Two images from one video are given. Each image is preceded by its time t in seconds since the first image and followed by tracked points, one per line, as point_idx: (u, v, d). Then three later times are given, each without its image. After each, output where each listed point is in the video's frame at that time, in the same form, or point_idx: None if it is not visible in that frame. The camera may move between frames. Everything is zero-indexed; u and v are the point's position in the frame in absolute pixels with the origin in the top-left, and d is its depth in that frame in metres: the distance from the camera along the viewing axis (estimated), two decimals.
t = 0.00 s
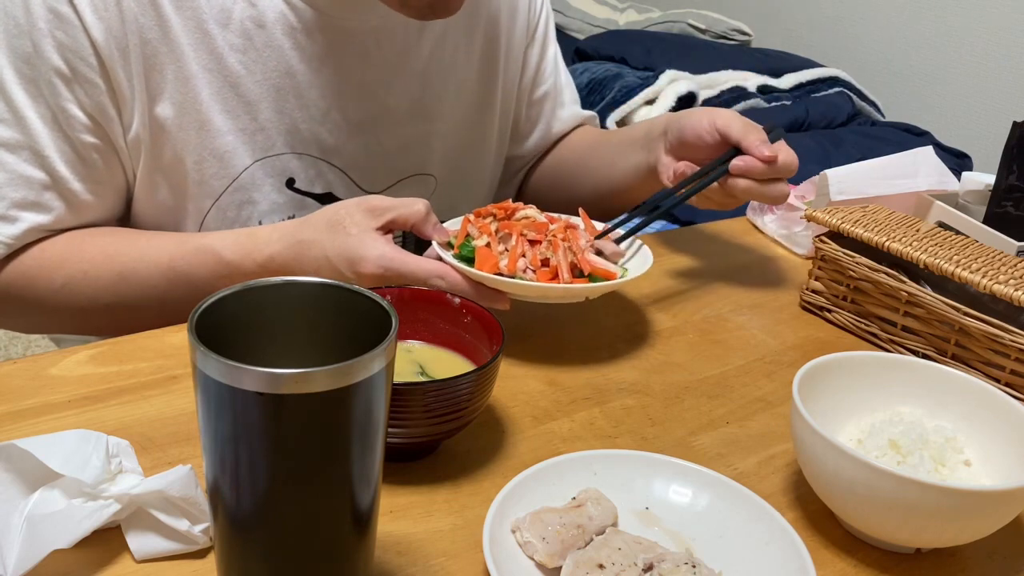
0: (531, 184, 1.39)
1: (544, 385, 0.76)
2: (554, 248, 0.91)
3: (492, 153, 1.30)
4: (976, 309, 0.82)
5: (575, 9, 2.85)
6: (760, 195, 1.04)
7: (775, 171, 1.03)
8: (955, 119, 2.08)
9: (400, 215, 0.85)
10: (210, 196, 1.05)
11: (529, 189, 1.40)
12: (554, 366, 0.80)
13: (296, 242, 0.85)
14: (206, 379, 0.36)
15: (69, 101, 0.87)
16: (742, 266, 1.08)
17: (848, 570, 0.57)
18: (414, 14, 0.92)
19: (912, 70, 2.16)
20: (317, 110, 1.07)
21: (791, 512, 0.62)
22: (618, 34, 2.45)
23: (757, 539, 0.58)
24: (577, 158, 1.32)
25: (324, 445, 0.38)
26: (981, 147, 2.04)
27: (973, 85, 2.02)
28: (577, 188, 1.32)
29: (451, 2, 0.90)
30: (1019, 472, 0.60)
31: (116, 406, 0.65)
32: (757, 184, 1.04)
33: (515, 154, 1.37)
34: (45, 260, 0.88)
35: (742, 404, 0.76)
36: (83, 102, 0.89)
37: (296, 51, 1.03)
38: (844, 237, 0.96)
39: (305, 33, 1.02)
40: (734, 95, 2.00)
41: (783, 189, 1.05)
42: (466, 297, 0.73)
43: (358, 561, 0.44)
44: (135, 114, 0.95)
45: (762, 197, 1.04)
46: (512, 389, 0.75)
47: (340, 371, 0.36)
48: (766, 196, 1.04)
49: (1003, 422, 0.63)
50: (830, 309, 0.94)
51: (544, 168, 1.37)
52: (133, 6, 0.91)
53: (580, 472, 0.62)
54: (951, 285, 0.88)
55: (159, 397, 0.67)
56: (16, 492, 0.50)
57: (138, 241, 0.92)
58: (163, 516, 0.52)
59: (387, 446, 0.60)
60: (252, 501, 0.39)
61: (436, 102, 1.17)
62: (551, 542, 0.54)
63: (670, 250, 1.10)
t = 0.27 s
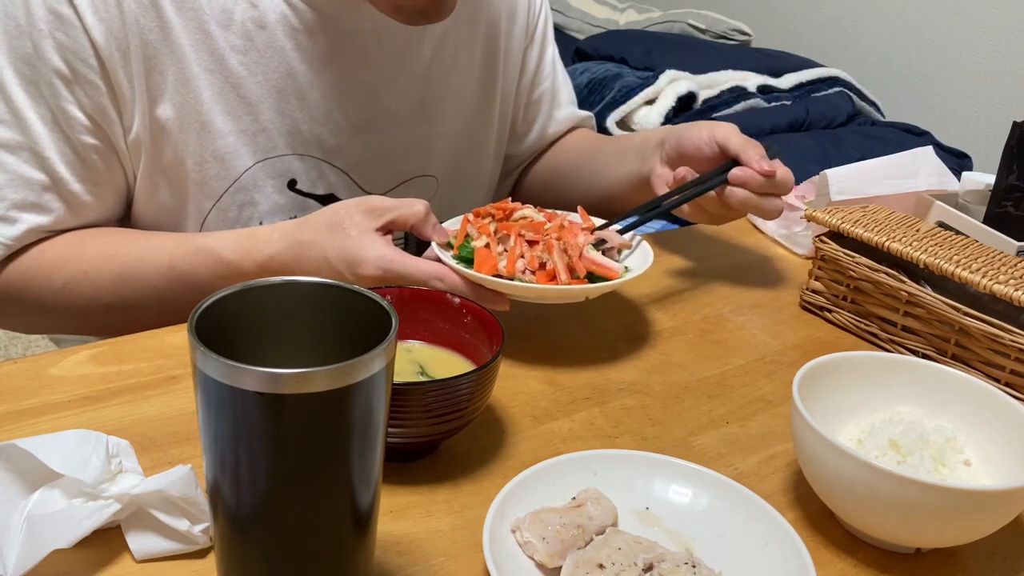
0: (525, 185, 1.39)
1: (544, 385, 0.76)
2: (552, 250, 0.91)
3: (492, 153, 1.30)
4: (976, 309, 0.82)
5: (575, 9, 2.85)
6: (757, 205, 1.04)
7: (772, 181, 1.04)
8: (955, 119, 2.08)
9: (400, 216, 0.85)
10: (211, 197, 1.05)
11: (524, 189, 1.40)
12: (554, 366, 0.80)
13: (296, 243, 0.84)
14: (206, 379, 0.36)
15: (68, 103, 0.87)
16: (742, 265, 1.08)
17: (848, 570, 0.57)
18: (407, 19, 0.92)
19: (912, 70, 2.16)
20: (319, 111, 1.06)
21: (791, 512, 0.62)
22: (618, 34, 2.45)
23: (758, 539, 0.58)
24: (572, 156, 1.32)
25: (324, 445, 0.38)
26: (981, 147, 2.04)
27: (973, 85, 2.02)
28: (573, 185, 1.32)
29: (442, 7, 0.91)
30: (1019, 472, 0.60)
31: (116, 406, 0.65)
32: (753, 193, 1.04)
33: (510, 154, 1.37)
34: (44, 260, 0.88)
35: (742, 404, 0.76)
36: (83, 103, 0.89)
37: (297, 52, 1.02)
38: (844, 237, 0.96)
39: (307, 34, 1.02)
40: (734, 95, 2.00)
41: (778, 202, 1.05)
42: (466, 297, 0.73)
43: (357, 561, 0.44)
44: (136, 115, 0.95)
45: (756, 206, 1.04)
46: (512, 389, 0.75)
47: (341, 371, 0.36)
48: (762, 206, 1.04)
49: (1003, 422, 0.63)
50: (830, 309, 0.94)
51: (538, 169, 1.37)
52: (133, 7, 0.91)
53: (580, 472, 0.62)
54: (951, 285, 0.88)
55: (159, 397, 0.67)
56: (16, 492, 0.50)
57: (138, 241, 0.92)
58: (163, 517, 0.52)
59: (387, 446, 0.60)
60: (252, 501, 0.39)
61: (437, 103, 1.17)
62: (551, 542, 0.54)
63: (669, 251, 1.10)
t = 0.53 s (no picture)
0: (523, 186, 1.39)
1: (545, 385, 0.76)
2: (551, 254, 0.91)
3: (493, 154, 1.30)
4: (976, 309, 0.82)
5: (575, 9, 2.85)
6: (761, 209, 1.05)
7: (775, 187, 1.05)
8: (955, 119, 2.08)
9: (400, 216, 0.85)
10: (211, 198, 1.05)
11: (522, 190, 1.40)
12: (554, 366, 0.80)
13: (296, 243, 0.84)
14: (206, 379, 0.36)
15: (68, 104, 0.87)
16: (742, 265, 1.08)
17: (848, 570, 0.57)
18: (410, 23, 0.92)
19: (912, 70, 2.16)
20: (320, 112, 1.06)
21: (791, 512, 0.62)
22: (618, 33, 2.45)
23: (757, 540, 0.58)
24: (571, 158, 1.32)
25: (323, 445, 0.38)
26: (981, 147, 2.04)
27: (973, 85, 2.02)
28: (572, 186, 1.32)
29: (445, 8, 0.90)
30: (1019, 472, 0.60)
31: (115, 406, 0.65)
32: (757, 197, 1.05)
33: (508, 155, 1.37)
34: (45, 260, 0.88)
35: (743, 404, 0.76)
36: (83, 104, 0.89)
37: (298, 53, 1.02)
38: (844, 237, 0.96)
39: (307, 35, 1.01)
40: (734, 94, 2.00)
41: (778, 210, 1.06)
42: (466, 298, 0.73)
43: (358, 561, 0.44)
44: (136, 116, 0.95)
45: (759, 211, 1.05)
46: (512, 389, 0.75)
47: (341, 371, 0.36)
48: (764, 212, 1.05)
49: (1004, 422, 0.63)
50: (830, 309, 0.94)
51: (537, 170, 1.36)
52: (134, 8, 0.91)
53: (580, 473, 0.62)
54: (951, 285, 0.88)
55: (159, 398, 0.67)
56: (16, 492, 0.50)
57: (138, 242, 0.92)
58: (163, 516, 0.52)
59: (387, 446, 0.60)
60: (252, 501, 0.39)
61: (439, 105, 1.17)
62: (551, 542, 0.54)
63: (669, 251, 1.10)
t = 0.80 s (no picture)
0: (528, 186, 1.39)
1: (545, 385, 0.76)
2: (558, 256, 0.90)
3: (496, 159, 1.30)
4: (976, 309, 0.82)
5: (575, 9, 2.85)
6: (763, 215, 1.04)
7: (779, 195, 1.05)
8: (955, 119, 2.08)
9: (400, 217, 0.85)
10: (214, 203, 1.05)
11: (526, 191, 1.40)
12: (554, 367, 0.80)
13: (296, 243, 0.84)
14: (206, 380, 0.36)
15: (69, 108, 0.88)
16: (742, 265, 1.08)
17: (848, 570, 0.57)
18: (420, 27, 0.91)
19: (912, 70, 2.16)
20: (325, 117, 1.06)
21: (791, 512, 0.62)
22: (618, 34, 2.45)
23: (758, 540, 0.58)
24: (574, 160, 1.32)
25: (323, 445, 0.38)
26: (981, 146, 2.04)
27: (973, 85, 2.02)
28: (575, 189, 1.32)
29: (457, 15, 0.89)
30: (1019, 472, 0.60)
31: (115, 407, 0.65)
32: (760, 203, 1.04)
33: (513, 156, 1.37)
34: (44, 261, 0.88)
35: (742, 404, 0.76)
36: (84, 109, 0.89)
37: (303, 57, 1.02)
38: (844, 237, 0.96)
39: (313, 40, 1.02)
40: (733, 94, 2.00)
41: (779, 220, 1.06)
42: (466, 298, 0.73)
43: (358, 561, 0.44)
44: (138, 121, 0.95)
45: (761, 217, 1.05)
46: (512, 389, 0.75)
47: (341, 371, 0.36)
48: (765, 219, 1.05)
49: (1004, 422, 0.63)
50: (830, 309, 0.94)
51: (541, 171, 1.36)
52: (137, 13, 0.91)
53: (580, 472, 0.62)
54: (951, 285, 0.88)
55: (159, 398, 0.67)
56: (16, 491, 0.50)
57: (139, 242, 0.92)
58: (163, 516, 0.52)
59: (386, 446, 0.60)
60: (252, 501, 0.39)
61: (443, 110, 1.17)
62: (551, 542, 0.54)
63: (670, 251, 1.10)
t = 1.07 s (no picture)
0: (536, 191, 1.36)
1: (544, 385, 0.76)
2: (559, 256, 0.91)
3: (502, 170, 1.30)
4: (976, 309, 0.82)
5: (575, 9, 2.85)
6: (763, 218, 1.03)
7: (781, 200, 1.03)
8: (955, 119, 2.08)
9: (400, 217, 0.85)
10: (220, 214, 1.05)
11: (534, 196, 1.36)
12: (554, 366, 0.80)
13: (296, 244, 0.84)
14: (206, 379, 0.36)
15: (74, 118, 0.87)
16: (742, 265, 1.08)
17: (848, 570, 0.57)
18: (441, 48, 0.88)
19: (911, 70, 2.16)
20: (332, 129, 1.07)
21: (791, 512, 0.62)
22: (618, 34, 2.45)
23: (758, 540, 0.58)
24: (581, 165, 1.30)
25: (323, 445, 0.38)
26: (981, 146, 2.04)
27: (973, 85, 2.02)
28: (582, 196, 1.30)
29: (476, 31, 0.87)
30: (1019, 472, 0.60)
31: (115, 407, 0.65)
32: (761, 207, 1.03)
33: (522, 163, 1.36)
34: (45, 263, 0.88)
35: (742, 404, 0.76)
36: (89, 118, 0.89)
37: (310, 70, 1.03)
38: (844, 237, 0.96)
39: (321, 52, 1.02)
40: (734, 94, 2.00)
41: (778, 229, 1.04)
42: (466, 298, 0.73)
43: (357, 561, 0.44)
44: (144, 129, 0.95)
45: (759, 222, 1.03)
46: (512, 389, 0.75)
47: (341, 371, 0.36)
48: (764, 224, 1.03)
49: (1004, 422, 0.63)
50: (830, 309, 0.94)
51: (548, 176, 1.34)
52: (144, 24, 0.90)
53: (580, 472, 0.62)
54: (951, 285, 0.88)
55: (159, 398, 0.67)
56: (16, 491, 0.50)
57: (139, 243, 0.92)
58: (163, 516, 0.52)
59: (387, 446, 0.60)
60: (252, 501, 0.39)
61: (450, 121, 1.17)
62: (551, 542, 0.54)
63: (670, 251, 1.10)
